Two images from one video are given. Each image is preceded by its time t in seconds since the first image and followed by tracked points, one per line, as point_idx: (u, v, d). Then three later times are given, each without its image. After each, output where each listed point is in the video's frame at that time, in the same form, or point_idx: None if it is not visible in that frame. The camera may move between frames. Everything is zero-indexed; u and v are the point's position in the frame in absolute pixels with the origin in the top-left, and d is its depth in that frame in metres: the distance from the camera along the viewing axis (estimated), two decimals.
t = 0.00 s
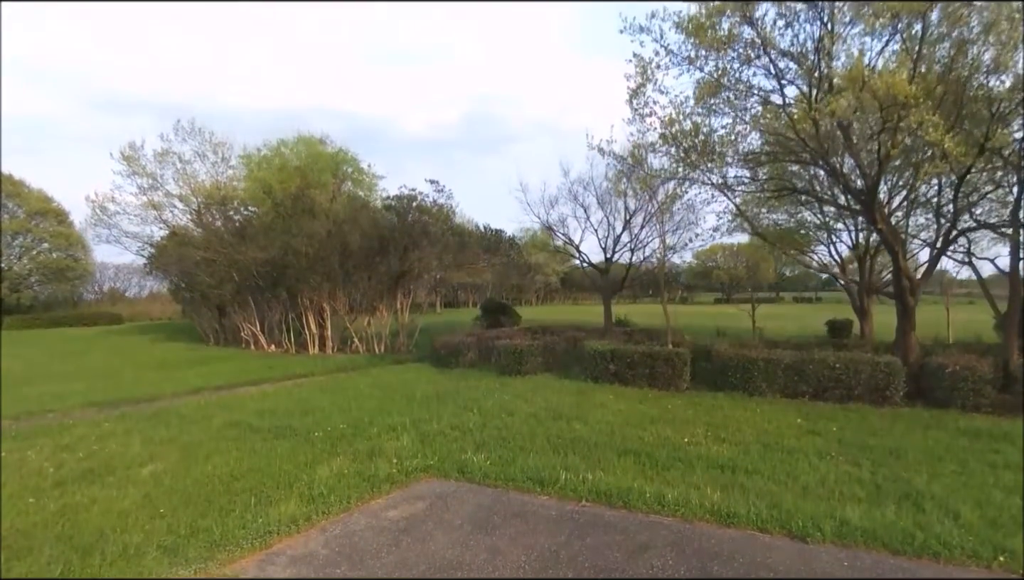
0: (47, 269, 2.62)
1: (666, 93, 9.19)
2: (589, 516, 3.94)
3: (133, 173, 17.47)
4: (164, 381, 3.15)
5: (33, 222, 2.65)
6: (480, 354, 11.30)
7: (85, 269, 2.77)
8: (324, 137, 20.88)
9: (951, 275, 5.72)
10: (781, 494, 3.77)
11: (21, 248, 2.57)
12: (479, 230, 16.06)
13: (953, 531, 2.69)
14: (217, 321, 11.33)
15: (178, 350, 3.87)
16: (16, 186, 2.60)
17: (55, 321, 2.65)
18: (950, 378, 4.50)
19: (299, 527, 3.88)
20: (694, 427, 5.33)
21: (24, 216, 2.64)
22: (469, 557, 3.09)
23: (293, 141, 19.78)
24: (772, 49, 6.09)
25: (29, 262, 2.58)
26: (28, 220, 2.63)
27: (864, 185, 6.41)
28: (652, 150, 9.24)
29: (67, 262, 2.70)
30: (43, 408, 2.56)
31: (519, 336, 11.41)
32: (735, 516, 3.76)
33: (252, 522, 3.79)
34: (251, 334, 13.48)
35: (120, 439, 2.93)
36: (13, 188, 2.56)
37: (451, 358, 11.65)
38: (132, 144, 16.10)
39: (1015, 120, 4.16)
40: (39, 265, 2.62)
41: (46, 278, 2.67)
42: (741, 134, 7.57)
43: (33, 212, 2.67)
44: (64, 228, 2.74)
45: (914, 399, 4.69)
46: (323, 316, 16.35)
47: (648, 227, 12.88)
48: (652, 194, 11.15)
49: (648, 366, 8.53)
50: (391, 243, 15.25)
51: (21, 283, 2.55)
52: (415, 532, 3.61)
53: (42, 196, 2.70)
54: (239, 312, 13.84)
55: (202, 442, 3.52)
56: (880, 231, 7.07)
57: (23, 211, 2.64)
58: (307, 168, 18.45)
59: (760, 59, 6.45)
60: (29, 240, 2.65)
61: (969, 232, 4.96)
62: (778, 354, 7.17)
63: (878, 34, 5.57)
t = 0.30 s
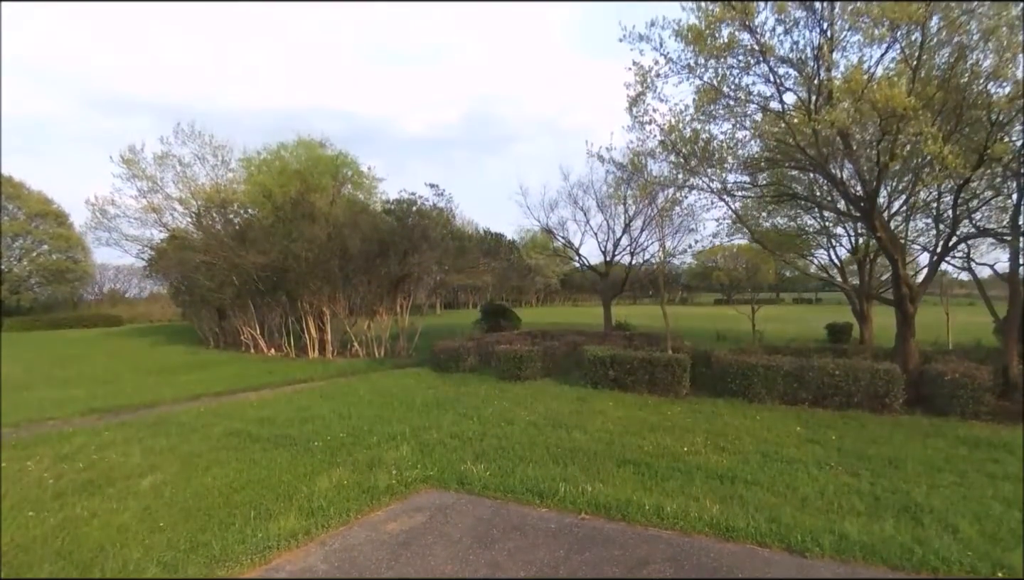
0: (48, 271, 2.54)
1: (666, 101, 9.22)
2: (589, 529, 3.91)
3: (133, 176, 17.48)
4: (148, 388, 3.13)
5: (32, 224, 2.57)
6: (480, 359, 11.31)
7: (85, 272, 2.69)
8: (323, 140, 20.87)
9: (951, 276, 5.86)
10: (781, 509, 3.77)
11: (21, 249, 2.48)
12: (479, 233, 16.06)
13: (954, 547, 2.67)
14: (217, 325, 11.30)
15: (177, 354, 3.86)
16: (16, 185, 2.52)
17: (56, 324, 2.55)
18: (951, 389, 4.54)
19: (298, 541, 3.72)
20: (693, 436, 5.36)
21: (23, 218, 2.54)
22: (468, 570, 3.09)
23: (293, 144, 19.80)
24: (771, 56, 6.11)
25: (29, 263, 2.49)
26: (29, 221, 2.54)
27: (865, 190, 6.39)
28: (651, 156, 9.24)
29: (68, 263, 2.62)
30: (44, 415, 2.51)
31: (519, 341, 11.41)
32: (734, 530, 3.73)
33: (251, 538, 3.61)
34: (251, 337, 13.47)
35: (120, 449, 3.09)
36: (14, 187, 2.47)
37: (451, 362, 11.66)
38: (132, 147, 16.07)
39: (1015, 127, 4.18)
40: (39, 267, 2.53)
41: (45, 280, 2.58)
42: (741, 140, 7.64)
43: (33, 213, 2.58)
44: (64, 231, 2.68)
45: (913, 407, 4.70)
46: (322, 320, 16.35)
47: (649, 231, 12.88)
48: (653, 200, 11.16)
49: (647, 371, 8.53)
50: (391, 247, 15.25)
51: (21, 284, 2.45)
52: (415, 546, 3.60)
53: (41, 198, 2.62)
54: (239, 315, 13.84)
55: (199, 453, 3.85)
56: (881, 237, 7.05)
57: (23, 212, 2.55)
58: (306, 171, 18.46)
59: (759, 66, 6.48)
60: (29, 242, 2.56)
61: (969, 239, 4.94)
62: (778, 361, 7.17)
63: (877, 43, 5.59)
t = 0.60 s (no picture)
0: (48, 271, 2.57)
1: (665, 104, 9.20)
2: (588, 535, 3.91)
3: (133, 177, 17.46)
4: (149, 389, 3.13)
5: (34, 225, 2.60)
6: (479, 361, 11.32)
7: (86, 271, 2.71)
8: (323, 141, 20.90)
9: (951, 276, 5.89)
10: (780, 515, 3.76)
11: (21, 250, 2.51)
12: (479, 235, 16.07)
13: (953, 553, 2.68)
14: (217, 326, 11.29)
15: (177, 356, 3.87)
16: (15, 186, 2.55)
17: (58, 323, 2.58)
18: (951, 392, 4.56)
19: (298, 547, 3.75)
20: (693, 440, 5.38)
21: (24, 218, 2.57)
22: (468, 574, 3.09)
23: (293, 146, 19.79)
24: (770, 60, 6.13)
25: (29, 263, 2.52)
26: (29, 221, 2.58)
27: (865, 194, 6.45)
28: (651, 159, 9.25)
29: (68, 263, 2.65)
30: (44, 417, 2.54)
31: (518, 343, 11.41)
32: (731, 536, 3.71)
33: (251, 542, 3.62)
34: (251, 339, 13.47)
35: (119, 453, 3.13)
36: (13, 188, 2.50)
37: (450, 364, 11.67)
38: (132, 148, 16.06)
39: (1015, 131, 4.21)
40: (40, 267, 2.56)
41: (46, 280, 2.62)
42: (740, 143, 7.65)
43: (34, 213, 2.61)
44: (64, 230, 2.70)
45: (913, 409, 4.72)
46: (322, 322, 16.37)
47: (648, 233, 12.90)
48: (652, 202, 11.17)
49: (647, 374, 8.54)
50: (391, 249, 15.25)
51: (21, 285, 2.50)
52: (414, 552, 3.60)
53: (41, 198, 2.64)
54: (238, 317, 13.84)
55: (199, 457, 3.81)
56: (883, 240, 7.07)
57: (24, 213, 2.58)
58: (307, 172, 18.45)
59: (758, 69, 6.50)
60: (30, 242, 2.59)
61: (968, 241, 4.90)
62: (778, 362, 7.19)
63: (876, 47, 5.61)
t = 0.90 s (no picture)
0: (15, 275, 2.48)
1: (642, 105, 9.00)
2: (565, 537, 3.93)
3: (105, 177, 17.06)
4: (122, 395, 3.04)
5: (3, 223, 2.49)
6: (459, 363, 11.30)
7: (59, 274, 2.64)
8: (302, 141, 20.66)
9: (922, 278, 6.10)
10: (756, 517, 3.81)
11: None
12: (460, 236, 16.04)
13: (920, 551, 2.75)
14: (193, 328, 11.10)
15: (152, 358, 3.81)
16: None
17: (27, 325, 2.55)
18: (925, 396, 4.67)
19: (275, 554, 3.70)
20: (671, 441, 5.44)
21: None
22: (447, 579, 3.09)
23: (271, 145, 19.54)
24: (748, 65, 6.25)
25: None
26: None
27: (838, 198, 6.72)
28: (631, 162, 9.32)
29: (38, 265, 2.56)
30: (19, 423, 2.43)
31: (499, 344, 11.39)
32: (707, 536, 3.73)
33: (228, 551, 3.58)
34: (228, 342, 13.29)
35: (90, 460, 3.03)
36: None
37: (431, 366, 11.64)
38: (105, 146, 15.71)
39: (983, 138, 4.84)
40: (7, 269, 2.48)
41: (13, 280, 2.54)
42: (717, 147, 7.68)
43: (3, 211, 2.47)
44: (35, 231, 2.60)
45: (885, 409, 4.90)
46: (300, 324, 16.20)
47: (628, 234, 12.99)
48: (631, 203, 11.25)
49: (626, 375, 8.60)
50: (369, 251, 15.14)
51: None
52: (394, 557, 3.59)
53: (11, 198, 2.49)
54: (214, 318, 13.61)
55: (173, 463, 3.80)
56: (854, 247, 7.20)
57: None
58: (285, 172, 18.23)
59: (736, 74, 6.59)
60: None
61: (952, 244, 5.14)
62: (754, 365, 7.25)
63: (849, 55, 5.74)
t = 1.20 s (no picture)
0: None
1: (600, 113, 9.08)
2: (521, 540, 3.93)
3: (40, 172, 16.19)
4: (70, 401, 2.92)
5: None
6: (416, 364, 11.21)
7: None
8: (253, 138, 20.12)
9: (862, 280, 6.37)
10: (707, 514, 3.90)
11: None
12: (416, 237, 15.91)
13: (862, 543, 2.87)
14: (138, 331, 10.61)
15: (93, 363, 3.65)
16: None
17: None
18: (869, 395, 5.14)
19: (226, 565, 3.58)
20: (626, 441, 5.53)
21: None
22: None
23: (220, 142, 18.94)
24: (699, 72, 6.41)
25: None
26: None
27: (786, 202, 7.13)
28: (586, 165, 9.42)
29: None
30: None
31: (455, 345, 11.33)
32: (661, 534, 3.79)
33: (174, 563, 3.44)
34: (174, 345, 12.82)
35: (26, 472, 2.83)
36: None
37: (386, 369, 11.51)
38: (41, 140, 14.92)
39: (916, 146, 5.36)
40: None
41: None
42: (672, 151, 7.80)
43: None
44: None
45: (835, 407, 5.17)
46: (251, 326, 15.77)
47: (584, 236, 13.13)
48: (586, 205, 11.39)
49: (582, 376, 8.68)
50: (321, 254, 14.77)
51: None
52: (349, 564, 3.53)
53: None
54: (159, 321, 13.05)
55: (116, 474, 3.65)
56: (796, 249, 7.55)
57: None
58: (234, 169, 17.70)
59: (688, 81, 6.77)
60: None
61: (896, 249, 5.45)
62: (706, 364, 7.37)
63: (795, 66, 5.96)
